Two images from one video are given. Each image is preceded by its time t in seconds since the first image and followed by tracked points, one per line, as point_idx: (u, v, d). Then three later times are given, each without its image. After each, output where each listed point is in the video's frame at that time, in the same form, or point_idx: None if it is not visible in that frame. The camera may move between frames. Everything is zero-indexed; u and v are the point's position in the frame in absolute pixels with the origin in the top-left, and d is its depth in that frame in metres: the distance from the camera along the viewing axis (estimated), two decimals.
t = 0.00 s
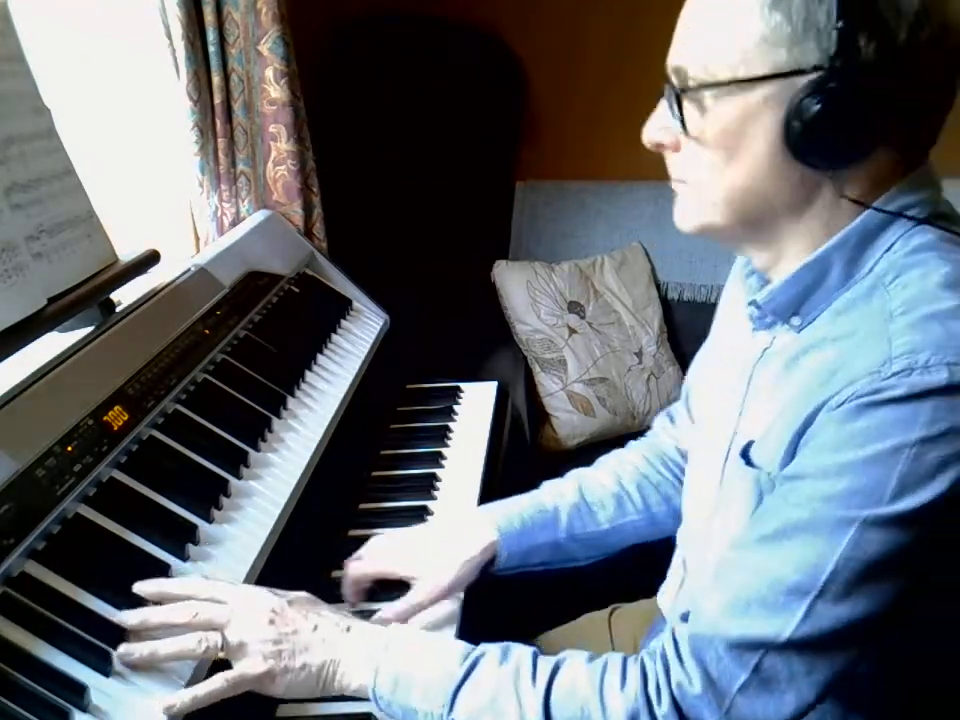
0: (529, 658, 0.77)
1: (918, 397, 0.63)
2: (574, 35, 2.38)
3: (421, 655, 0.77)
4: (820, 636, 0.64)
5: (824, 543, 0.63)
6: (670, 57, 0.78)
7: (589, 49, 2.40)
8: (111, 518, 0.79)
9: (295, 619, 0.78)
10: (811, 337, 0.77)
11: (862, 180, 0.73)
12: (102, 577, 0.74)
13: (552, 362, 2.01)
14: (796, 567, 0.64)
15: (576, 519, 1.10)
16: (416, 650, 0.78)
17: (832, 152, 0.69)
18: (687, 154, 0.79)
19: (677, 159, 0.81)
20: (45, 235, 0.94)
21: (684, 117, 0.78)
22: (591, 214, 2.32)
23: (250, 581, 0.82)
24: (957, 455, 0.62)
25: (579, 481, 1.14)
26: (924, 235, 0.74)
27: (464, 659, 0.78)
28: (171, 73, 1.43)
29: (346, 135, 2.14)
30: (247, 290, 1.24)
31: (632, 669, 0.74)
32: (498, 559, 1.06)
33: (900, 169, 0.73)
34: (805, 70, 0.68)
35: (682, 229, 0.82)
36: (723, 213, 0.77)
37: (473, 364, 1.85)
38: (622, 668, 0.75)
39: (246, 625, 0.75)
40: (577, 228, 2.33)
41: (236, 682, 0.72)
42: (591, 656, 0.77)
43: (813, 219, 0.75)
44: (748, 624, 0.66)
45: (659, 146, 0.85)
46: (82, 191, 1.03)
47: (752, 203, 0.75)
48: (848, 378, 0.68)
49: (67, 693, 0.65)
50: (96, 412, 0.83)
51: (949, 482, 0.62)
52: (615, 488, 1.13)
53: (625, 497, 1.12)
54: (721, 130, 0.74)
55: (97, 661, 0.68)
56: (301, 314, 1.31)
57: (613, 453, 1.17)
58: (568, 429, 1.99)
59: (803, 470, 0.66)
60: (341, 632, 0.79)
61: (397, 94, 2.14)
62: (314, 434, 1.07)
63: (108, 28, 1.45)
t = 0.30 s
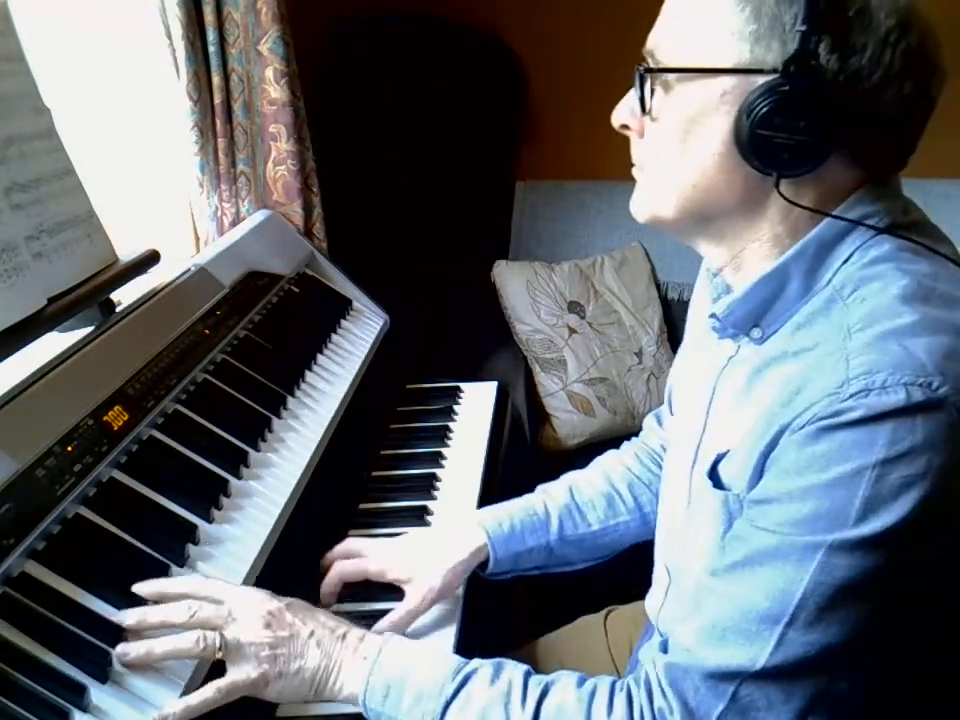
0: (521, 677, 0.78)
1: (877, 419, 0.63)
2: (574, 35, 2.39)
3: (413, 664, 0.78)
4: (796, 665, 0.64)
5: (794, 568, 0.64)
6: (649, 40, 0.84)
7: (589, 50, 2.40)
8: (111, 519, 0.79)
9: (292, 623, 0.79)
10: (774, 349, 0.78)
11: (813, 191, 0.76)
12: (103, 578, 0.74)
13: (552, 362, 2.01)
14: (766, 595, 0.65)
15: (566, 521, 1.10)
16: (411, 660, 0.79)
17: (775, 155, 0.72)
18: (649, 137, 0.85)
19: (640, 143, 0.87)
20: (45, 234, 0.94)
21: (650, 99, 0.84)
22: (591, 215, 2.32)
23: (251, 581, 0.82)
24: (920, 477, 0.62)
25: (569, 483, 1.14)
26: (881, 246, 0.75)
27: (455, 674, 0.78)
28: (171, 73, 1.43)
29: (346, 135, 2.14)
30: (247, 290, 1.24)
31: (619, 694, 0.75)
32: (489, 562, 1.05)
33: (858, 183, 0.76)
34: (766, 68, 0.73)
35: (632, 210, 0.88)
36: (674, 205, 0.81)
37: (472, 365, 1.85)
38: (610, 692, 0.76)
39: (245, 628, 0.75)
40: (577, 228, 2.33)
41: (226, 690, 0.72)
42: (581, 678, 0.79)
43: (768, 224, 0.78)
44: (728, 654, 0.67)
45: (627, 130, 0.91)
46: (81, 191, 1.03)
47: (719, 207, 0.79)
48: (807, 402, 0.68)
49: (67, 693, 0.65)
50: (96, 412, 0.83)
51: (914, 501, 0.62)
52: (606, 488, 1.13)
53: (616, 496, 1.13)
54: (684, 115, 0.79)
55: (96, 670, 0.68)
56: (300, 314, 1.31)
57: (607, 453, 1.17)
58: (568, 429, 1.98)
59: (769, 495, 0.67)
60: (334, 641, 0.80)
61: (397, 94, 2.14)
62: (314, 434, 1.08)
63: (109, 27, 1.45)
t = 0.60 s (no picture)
0: (514, 667, 0.76)
1: (854, 407, 0.63)
2: (574, 35, 2.39)
3: (404, 644, 0.77)
4: (780, 658, 0.63)
5: (774, 562, 0.63)
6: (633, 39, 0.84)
7: (589, 50, 2.40)
8: (111, 520, 0.79)
9: (283, 606, 0.78)
10: (755, 342, 0.78)
11: (791, 189, 0.76)
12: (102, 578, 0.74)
13: (552, 362, 2.01)
14: (749, 587, 0.64)
15: (566, 519, 1.10)
16: (404, 637, 0.77)
17: (752, 153, 0.72)
18: (631, 136, 0.86)
19: (623, 141, 0.88)
20: (45, 234, 0.94)
21: (632, 97, 0.85)
22: (592, 215, 2.35)
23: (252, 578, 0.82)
24: (898, 464, 0.61)
25: (569, 482, 1.14)
26: (859, 240, 0.76)
27: (447, 659, 0.76)
28: (171, 74, 1.43)
29: (345, 136, 2.14)
30: (247, 290, 1.24)
31: (611, 688, 0.73)
32: (490, 563, 1.05)
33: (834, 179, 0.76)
34: (743, 66, 0.74)
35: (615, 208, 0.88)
36: (655, 203, 0.82)
37: (472, 364, 1.84)
38: (603, 686, 0.73)
39: (235, 613, 0.75)
40: (577, 227, 2.36)
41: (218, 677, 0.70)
42: (576, 670, 0.76)
43: (749, 219, 0.79)
44: (713, 651, 0.66)
45: (610, 128, 0.91)
46: (81, 191, 1.03)
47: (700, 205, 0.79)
48: (786, 392, 0.68)
49: (67, 693, 0.65)
50: (96, 412, 0.83)
51: (894, 488, 0.61)
52: (606, 486, 1.13)
53: (616, 494, 1.13)
54: (663, 114, 0.80)
55: (96, 670, 0.68)
56: (300, 314, 1.31)
57: (606, 452, 1.17)
58: (568, 429, 1.98)
59: (750, 488, 0.66)
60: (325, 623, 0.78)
61: (397, 94, 2.14)
62: (313, 434, 1.07)
63: (109, 27, 1.45)
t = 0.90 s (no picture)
0: (505, 651, 0.72)
1: (849, 386, 0.62)
2: (573, 35, 2.39)
3: (394, 624, 0.73)
4: (777, 638, 0.61)
5: (766, 540, 0.62)
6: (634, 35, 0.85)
7: (589, 50, 2.40)
8: (111, 519, 0.79)
9: (261, 594, 0.74)
10: (748, 334, 0.77)
11: (788, 181, 0.76)
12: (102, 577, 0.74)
13: (552, 362, 2.01)
14: (741, 565, 0.62)
15: (570, 515, 1.10)
16: (394, 619, 0.74)
17: (751, 144, 0.72)
18: (633, 129, 0.86)
19: (625, 134, 0.88)
20: (45, 235, 0.94)
21: (634, 90, 0.85)
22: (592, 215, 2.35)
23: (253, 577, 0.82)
24: (892, 444, 0.61)
25: (570, 480, 1.14)
26: (856, 229, 0.75)
27: (436, 640, 0.73)
28: (171, 74, 1.43)
29: (345, 135, 2.14)
30: (247, 290, 1.24)
31: (606, 672, 0.69)
32: (493, 561, 1.05)
33: (832, 171, 0.76)
34: (742, 60, 0.74)
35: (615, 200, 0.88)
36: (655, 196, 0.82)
37: (473, 364, 1.84)
38: (598, 671, 0.70)
39: (212, 603, 0.72)
40: (577, 228, 2.36)
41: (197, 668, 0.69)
42: (570, 655, 0.73)
43: (747, 210, 0.79)
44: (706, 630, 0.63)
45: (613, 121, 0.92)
46: (81, 191, 1.03)
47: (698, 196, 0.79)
48: (782, 373, 0.68)
49: (67, 693, 0.65)
50: (96, 412, 0.83)
51: (889, 468, 0.61)
52: (607, 482, 1.13)
53: (617, 490, 1.13)
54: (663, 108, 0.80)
55: (97, 671, 0.67)
56: (300, 313, 1.31)
57: (607, 450, 1.17)
58: (568, 429, 1.98)
59: (746, 470, 0.65)
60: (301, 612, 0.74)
61: (397, 94, 2.14)
62: (313, 434, 1.08)
63: (109, 27, 1.45)
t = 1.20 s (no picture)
0: (516, 641, 0.71)
1: (865, 364, 0.63)
2: (574, 35, 2.39)
3: (400, 616, 0.72)
4: (801, 614, 0.60)
5: (787, 515, 0.61)
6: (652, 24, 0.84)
7: (589, 50, 2.40)
8: (112, 519, 0.79)
9: (259, 593, 0.73)
10: (764, 324, 0.77)
11: (805, 172, 0.77)
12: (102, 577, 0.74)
13: (552, 362, 2.01)
14: (760, 541, 0.62)
15: (569, 512, 1.09)
16: (400, 612, 0.73)
17: (769, 134, 0.73)
18: (648, 123, 0.85)
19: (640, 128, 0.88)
20: (45, 234, 0.94)
21: (649, 84, 0.84)
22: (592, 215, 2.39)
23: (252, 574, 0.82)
24: (911, 422, 0.61)
25: (570, 476, 1.14)
26: (871, 219, 0.75)
27: (444, 632, 0.72)
28: (171, 74, 1.44)
29: (346, 136, 2.13)
30: (247, 290, 1.24)
31: (623, 655, 0.68)
32: (492, 556, 1.05)
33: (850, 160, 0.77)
34: (760, 50, 0.74)
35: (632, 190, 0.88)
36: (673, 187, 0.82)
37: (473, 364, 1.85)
38: (614, 656, 0.68)
39: (205, 609, 0.71)
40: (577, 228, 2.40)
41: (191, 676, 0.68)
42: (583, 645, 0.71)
43: (762, 202, 0.79)
44: (728, 605, 0.63)
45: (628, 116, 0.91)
46: (81, 191, 1.03)
47: (710, 183, 0.80)
48: (801, 355, 0.68)
49: (67, 693, 0.65)
50: (96, 412, 0.83)
51: (909, 446, 0.61)
52: (606, 479, 1.13)
53: (616, 488, 1.13)
54: (676, 104, 0.81)
55: (97, 670, 0.67)
56: (300, 313, 1.31)
57: (606, 449, 1.17)
58: (568, 429, 1.98)
59: (763, 452, 0.65)
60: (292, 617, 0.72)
61: (397, 94, 2.13)
62: (314, 434, 1.08)
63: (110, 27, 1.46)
